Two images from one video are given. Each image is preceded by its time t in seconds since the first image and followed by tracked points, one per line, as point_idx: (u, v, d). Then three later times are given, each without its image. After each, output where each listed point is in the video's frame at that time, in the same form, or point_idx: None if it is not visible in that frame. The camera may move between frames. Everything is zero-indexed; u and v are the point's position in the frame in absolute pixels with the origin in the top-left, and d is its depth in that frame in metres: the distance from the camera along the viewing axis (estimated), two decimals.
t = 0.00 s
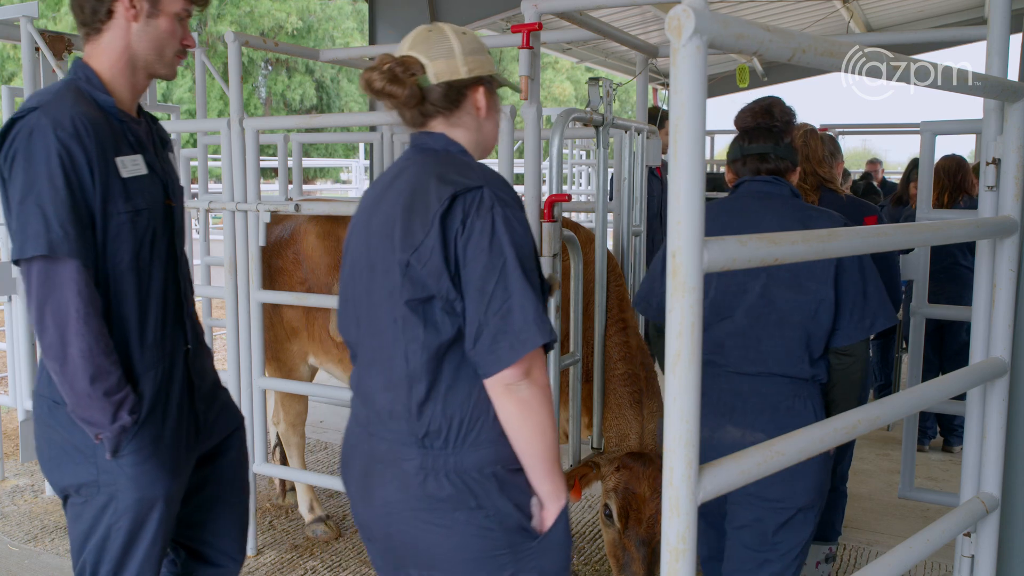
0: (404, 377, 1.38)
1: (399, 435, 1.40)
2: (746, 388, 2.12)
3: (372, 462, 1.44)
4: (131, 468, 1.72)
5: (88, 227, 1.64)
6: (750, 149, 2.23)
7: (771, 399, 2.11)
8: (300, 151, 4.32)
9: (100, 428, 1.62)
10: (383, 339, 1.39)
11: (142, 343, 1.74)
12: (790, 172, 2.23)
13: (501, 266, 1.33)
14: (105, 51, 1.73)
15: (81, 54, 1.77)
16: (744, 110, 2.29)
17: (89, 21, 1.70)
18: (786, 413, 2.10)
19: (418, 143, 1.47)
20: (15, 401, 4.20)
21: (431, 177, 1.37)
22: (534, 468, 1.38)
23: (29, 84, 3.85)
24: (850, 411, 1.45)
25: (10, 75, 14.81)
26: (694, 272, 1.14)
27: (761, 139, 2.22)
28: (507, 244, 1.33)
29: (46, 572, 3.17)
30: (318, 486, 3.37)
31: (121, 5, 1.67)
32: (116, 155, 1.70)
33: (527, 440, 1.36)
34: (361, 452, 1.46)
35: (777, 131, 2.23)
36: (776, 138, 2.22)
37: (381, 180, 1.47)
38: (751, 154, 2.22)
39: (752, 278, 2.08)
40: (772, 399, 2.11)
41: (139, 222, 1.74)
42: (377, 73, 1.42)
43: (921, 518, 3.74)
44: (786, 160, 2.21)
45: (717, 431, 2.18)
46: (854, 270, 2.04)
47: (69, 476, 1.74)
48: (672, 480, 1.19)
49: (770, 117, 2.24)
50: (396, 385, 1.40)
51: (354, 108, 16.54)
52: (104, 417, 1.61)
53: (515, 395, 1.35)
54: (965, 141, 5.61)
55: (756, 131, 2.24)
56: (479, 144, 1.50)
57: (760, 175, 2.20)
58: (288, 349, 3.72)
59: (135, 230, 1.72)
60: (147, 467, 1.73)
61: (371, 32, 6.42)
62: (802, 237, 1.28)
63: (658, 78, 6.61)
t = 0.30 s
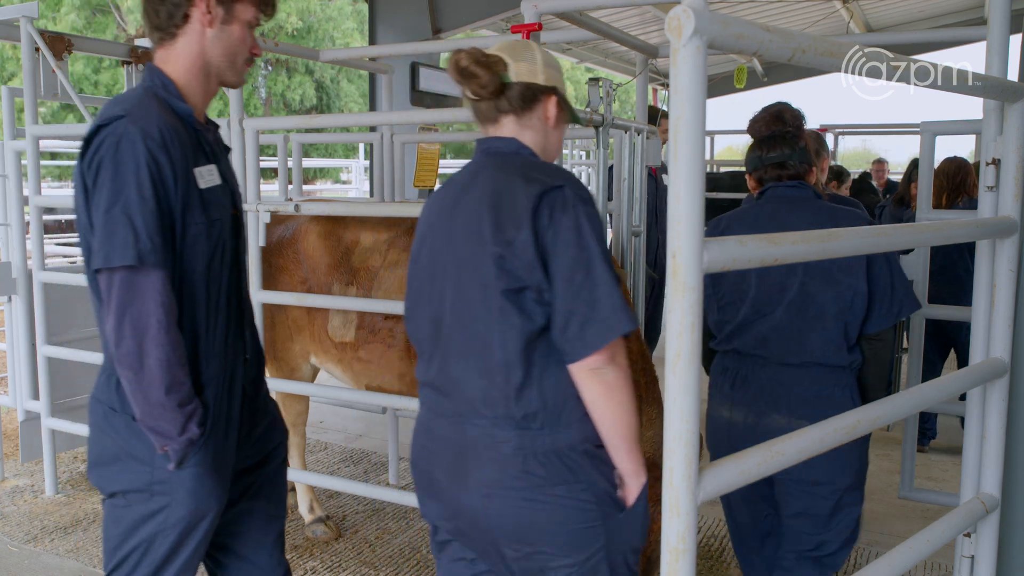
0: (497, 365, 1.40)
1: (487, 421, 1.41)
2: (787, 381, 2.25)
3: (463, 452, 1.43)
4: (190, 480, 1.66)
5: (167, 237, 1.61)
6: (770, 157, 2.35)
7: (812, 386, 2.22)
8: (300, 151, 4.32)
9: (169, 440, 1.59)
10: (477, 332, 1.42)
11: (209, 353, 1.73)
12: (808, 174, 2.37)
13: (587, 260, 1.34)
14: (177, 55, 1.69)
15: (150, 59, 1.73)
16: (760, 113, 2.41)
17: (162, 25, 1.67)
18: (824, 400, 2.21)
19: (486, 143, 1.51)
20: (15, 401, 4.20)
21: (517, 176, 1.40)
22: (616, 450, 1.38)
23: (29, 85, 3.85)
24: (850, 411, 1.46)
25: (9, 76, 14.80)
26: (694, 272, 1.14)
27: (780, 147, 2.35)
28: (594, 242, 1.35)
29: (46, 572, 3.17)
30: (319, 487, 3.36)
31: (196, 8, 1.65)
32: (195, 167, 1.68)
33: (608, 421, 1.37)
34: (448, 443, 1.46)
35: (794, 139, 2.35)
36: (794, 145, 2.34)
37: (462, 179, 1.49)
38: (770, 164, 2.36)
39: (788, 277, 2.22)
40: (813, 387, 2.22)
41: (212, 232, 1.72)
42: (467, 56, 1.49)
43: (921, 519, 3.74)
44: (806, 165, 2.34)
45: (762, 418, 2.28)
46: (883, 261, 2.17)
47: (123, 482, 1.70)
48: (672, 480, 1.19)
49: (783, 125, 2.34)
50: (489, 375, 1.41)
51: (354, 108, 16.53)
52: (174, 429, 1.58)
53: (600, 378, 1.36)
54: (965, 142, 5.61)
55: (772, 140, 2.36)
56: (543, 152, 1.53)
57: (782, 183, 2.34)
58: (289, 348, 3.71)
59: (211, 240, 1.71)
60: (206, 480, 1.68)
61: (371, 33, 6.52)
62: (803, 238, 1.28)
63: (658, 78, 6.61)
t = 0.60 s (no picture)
0: (645, 371, 1.51)
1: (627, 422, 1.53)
2: (823, 368, 2.26)
3: (604, 449, 1.53)
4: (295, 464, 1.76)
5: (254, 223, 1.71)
6: (790, 156, 2.40)
7: (844, 371, 2.25)
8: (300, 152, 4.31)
9: (269, 418, 1.67)
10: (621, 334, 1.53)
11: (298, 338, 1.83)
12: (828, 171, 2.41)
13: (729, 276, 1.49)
14: (257, 59, 1.81)
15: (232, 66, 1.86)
16: (780, 115, 2.46)
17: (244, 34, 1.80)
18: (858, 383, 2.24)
19: (595, 151, 1.65)
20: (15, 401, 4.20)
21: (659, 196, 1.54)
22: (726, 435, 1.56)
23: (29, 85, 3.85)
24: (849, 411, 1.46)
25: (9, 77, 14.78)
26: (694, 272, 1.14)
27: (801, 146, 2.38)
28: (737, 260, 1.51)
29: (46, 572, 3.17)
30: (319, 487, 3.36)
31: (273, 14, 1.77)
32: (277, 158, 1.78)
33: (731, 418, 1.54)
34: (586, 443, 1.55)
35: (813, 137, 2.39)
36: (813, 143, 2.39)
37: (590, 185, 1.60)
38: (792, 164, 2.40)
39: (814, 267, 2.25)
40: (846, 372, 2.24)
41: (295, 222, 1.82)
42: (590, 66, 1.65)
43: (921, 519, 3.74)
44: (826, 162, 2.38)
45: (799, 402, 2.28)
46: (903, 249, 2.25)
47: (227, 470, 1.79)
48: (672, 480, 1.19)
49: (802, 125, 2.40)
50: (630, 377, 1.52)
51: (354, 108, 16.52)
52: (272, 407, 1.66)
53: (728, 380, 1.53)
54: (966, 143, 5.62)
55: (793, 139, 2.41)
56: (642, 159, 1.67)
57: (804, 181, 2.38)
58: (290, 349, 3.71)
59: (295, 227, 1.81)
60: (306, 464, 1.77)
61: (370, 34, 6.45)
62: (803, 238, 1.28)
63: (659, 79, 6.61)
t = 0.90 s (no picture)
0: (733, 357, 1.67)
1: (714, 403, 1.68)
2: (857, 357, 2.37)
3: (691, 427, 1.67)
4: (375, 450, 1.73)
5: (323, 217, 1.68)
6: (818, 160, 2.50)
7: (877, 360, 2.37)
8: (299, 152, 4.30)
9: (345, 407, 1.63)
10: (716, 322, 1.66)
11: (371, 333, 1.79)
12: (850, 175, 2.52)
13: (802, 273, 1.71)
14: (319, 64, 1.81)
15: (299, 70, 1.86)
16: (803, 123, 2.60)
17: (309, 41, 1.80)
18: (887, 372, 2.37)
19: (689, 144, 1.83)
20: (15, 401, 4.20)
21: (754, 202, 1.75)
22: (779, 412, 1.80)
23: (29, 85, 3.85)
24: (850, 411, 1.46)
25: (9, 77, 14.77)
26: (694, 272, 1.14)
27: (826, 151, 2.49)
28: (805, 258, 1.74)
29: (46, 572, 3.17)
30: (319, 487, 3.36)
31: (333, 20, 1.76)
32: (344, 155, 1.76)
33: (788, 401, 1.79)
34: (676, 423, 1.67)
35: (836, 142, 2.50)
36: (837, 148, 2.50)
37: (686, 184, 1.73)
38: (820, 167, 2.51)
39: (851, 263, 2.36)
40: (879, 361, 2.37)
41: (363, 217, 1.79)
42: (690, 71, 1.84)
43: (921, 519, 3.74)
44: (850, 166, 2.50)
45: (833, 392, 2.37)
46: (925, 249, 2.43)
47: (304, 464, 1.75)
48: (672, 480, 1.19)
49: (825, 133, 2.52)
50: (721, 363, 1.67)
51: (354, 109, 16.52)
52: (347, 394, 1.62)
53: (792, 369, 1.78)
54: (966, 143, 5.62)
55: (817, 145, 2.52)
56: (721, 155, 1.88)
57: (833, 185, 2.48)
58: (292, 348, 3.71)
59: (363, 221, 1.78)
60: (387, 446, 1.74)
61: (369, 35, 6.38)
62: (803, 238, 1.28)
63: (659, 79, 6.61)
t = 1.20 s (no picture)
0: (757, 345, 1.71)
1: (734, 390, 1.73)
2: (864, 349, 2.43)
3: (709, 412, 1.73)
4: (438, 456, 1.57)
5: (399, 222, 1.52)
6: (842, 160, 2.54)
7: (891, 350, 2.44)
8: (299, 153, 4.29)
9: (416, 415, 1.49)
10: (739, 311, 1.72)
11: (438, 338, 1.64)
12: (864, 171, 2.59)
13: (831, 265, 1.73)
14: (379, 71, 1.62)
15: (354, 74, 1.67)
16: (827, 119, 2.56)
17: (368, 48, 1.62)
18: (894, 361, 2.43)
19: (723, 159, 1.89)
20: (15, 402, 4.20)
21: (779, 199, 1.78)
22: (810, 402, 1.79)
23: (29, 85, 3.85)
24: (850, 411, 1.46)
25: (9, 77, 14.76)
26: (694, 272, 1.14)
27: (849, 151, 2.54)
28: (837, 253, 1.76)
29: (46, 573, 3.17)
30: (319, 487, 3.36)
31: (396, 26, 1.58)
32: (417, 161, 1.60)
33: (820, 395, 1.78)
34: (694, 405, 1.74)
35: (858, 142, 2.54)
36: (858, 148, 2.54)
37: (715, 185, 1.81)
38: (843, 168, 2.56)
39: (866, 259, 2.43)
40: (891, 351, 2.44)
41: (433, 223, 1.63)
42: (727, 113, 1.91)
43: (922, 519, 3.74)
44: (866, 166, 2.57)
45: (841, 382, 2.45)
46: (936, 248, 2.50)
47: (361, 470, 1.58)
48: (672, 480, 1.19)
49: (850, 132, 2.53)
50: (744, 350, 1.72)
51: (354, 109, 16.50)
52: (419, 402, 1.48)
53: (822, 361, 1.78)
54: (966, 143, 5.63)
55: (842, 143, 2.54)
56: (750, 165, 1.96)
57: (853, 182, 2.54)
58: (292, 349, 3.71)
59: (433, 226, 1.62)
60: (456, 446, 1.58)
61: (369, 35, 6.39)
62: (803, 239, 1.28)
63: (658, 79, 6.62)
